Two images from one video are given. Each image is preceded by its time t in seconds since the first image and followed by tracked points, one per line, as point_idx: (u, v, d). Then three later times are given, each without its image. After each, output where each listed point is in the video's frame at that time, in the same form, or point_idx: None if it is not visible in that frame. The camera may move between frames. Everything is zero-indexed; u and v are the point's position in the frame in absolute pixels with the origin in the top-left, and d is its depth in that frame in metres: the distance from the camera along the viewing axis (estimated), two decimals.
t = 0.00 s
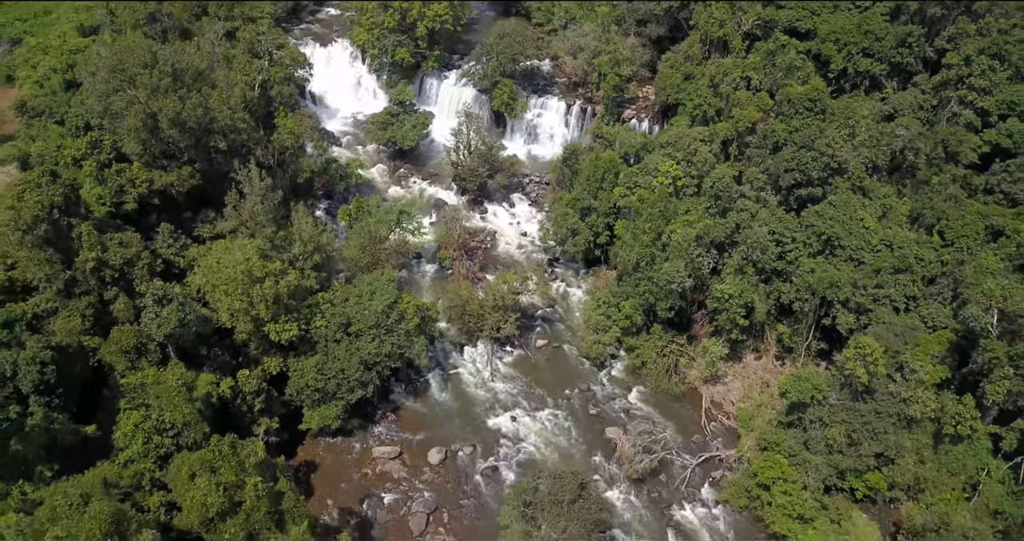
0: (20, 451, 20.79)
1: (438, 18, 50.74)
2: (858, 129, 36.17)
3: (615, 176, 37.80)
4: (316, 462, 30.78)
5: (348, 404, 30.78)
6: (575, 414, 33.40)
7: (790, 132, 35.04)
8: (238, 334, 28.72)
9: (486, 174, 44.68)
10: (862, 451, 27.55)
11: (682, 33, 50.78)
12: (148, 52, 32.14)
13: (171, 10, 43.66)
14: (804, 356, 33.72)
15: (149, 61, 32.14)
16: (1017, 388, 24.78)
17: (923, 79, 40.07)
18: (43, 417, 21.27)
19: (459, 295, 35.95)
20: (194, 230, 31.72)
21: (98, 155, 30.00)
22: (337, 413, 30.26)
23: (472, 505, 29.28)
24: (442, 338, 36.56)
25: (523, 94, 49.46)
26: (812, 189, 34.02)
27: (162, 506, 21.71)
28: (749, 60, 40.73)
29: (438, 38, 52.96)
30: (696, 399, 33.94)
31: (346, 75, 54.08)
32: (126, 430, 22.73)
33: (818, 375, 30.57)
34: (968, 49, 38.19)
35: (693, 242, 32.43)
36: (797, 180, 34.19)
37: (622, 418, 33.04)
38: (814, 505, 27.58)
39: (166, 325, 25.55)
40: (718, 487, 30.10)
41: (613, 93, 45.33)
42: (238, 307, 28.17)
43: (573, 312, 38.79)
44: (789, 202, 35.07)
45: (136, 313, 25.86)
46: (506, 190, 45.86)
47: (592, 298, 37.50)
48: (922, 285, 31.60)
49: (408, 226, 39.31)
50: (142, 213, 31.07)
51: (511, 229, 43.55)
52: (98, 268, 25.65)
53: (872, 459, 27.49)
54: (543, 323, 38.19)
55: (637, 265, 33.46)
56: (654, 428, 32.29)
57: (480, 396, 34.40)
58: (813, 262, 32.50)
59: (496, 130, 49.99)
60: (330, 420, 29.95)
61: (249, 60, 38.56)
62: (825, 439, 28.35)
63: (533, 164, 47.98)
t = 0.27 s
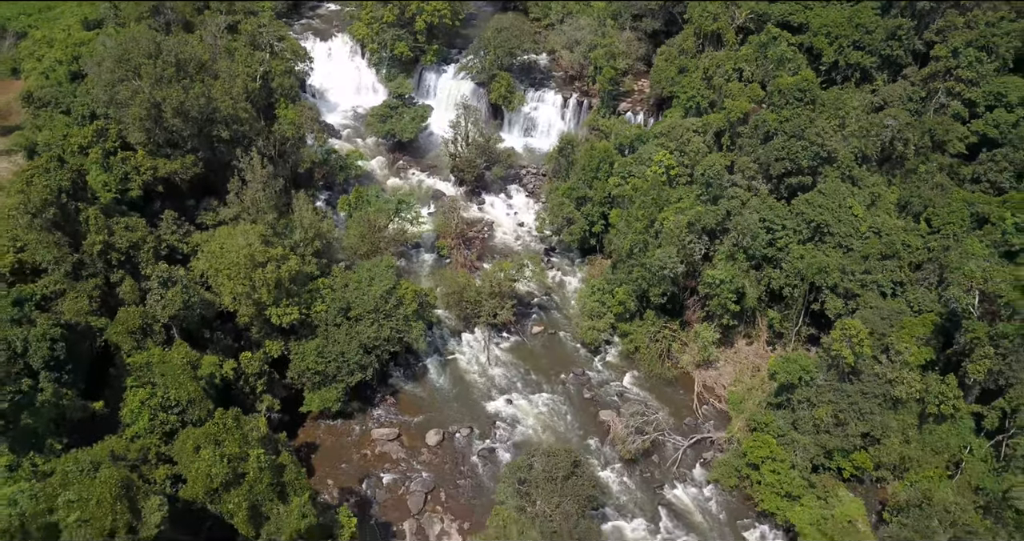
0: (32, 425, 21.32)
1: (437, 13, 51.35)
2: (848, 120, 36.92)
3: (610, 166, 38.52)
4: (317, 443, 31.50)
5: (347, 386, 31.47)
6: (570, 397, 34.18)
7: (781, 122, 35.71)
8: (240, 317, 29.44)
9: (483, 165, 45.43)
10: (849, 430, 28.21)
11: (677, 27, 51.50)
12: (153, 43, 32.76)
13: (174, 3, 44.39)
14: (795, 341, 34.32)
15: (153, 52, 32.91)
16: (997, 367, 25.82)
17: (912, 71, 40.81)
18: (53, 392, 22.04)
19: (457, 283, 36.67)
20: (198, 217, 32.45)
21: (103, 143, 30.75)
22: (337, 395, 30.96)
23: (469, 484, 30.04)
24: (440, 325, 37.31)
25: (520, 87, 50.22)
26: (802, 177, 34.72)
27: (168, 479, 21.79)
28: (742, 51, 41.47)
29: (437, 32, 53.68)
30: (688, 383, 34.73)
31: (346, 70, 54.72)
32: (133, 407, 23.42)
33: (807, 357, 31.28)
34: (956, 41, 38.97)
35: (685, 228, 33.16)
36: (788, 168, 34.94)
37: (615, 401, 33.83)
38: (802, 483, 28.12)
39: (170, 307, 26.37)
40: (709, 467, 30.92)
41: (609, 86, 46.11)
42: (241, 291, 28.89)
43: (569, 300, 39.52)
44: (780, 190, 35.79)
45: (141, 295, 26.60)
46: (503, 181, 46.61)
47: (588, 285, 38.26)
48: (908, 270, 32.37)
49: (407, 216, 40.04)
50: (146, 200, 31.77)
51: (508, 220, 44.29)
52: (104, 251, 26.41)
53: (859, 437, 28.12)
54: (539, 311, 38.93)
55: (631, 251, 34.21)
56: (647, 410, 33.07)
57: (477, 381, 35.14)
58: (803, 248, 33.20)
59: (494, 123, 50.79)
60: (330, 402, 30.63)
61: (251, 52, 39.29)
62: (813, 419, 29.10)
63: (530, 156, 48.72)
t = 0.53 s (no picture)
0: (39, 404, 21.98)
1: (436, 8, 52.10)
2: (840, 112, 37.53)
3: (605, 157, 39.16)
4: (316, 428, 32.07)
5: (347, 372, 32.05)
6: (565, 384, 34.83)
7: (773, 113, 36.29)
8: (242, 303, 30.03)
9: (481, 158, 46.06)
10: (837, 414, 28.92)
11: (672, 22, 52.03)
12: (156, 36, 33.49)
13: None
14: (786, 329, 34.58)
15: (157, 44, 33.61)
16: (981, 349, 26.68)
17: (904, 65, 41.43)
18: (61, 371, 22.72)
19: (454, 272, 37.27)
20: (200, 206, 33.05)
21: (107, 134, 31.37)
22: (336, 381, 31.52)
23: (466, 467, 30.70)
24: (438, 314, 37.96)
25: (518, 82, 50.84)
26: (794, 167, 35.33)
27: (174, 456, 22.20)
28: (735, 45, 42.09)
29: (436, 27, 54.31)
30: (680, 370, 35.41)
31: (346, 65, 55.35)
32: (138, 388, 24.06)
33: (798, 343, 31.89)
34: (946, 34, 39.63)
35: (678, 217, 33.75)
36: (779, 159, 35.57)
37: (610, 387, 34.50)
38: (791, 466, 28.76)
39: (174, 291, 27.01)
40: (701, 451, 31.61)
41: (605, 80, 46.57)
42: (242, 277, 29.51)
43: (565, 290, 40.12)
44: (772, 180, 36.38)
45: (145, 280, 27.23)
46: (501, 174, 47.23)
47: (583, 275, 38.90)
48: (897, 259, 33.02)
49: (405, 207, 40.62)
50: (149, 189, 32.33)
51: (505, 212, 44.87)
52: (109, 237, 27.09)
53: (847, 422, 28.87)
54: (535, 300, 39.54)
55: (625, 240, 34.97)
56: (641, 396, 33.73)
57: (474, 368, 35.76)
58: (793, 237, 33.78)
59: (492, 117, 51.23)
60: (330, 387, 31.20)
61: (252, 46, 39.94)
62: (802, 403, 29.76)
63: (528, 150, 49.43)
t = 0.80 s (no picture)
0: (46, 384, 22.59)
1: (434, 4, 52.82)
2: (831, 104, 38.19)
3: (600, 149, 39.84)
4: (316, 413, 32.66)
5: (346, 358, 32.62)
6: (561, 371, 35.47)
7: (765, 105, 36.88)
8: (243, 290, 30.64)
9: (478, 151, 46.68)
10: (826, 398, 29.58)
11: (668, 17, 52.72)
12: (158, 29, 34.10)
13: None
14: (778, 317, 35.13)
15: (159, 37, 34.21)
16: (965, 333, 27.31)
17: (895, 58, 42.07)
18: (66, 353, 23.24)
19: (452, 262, 37.91)
20: (201, 196, 33.63)
21: (111, 124, 31.99)
22: (336, 367, 32.13)
23: (463, 451, 31.33)
24: (436, 304, 38.58)
25: (515, 76, 51.40)
26: (785, 158, 35.97)
27: (177, 434, 22.71)
28: (729, 39, 42.73)
29: (434, 23, 54.95)
30: (673, 357, 36.08)
31: (345, 60, 55.96)
32: (142, 369, 24.68)
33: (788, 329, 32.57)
34: (935, 28, 40.27)
35: (671, 207, 34.45)
36: (771, 150, 36.16)
37: (604, 374, 35.14)
38: (781, 449, 29.40)
39: (176, 277, 27.62)
40: (694, 435, 32.30)
41: (601, 74, 47.25)
42: (244, 264, 30.15)
43: (560, 280, 40.73)
44: (764, 171, 36.98)
45: (148, 267, 27.85)
46: (498, 167, 47.87)
47: (579, 265, 39.60)
48: (886, 248, 33.64)
49: (403, 198, 41.18)
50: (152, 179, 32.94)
51: (502, 204, 45.49)
52: (114, 224, 27.72)
53: (835, 406, 29.50)
54: (532, 290, 40.16)
55: (619, 230, 35.77)
56: (634, 382, 34.39)
57: (471, 355, 36.39)
58: (784, 227, 34.37)
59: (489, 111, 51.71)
60: (329, 373, 31.83)
61: (252, 39, 40.55)
62: (792, 387, 30.42)
63: (525, 143, 49.94)
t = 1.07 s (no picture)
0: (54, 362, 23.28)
1: None
2: (821, 96, 38.93)
3: (595, 140, 40.74)
4: (316, 397, 33.33)
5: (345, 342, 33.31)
6: (556, 357, 36.21)
7: (756, 96, 37.37)
8: (244, 276, 31.31)
9: (476, 143, 47.38)
10: (813, 381, 30.33)
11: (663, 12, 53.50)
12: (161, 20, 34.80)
13: None
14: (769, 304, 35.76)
15: (162, 28, 34.91)
16: (947, 316, 27.84)
17: (885, 51, 42.79)
18: (73, 333, 23.95)
19: (449, 250, 38.57)
20: (203, 184, 34.33)
21: (115, 113, 32.67)
22: (335, 352, 32.81)
23: (460, 433, 32.06)
24: (433, 292, 39.28)
25: (512, 70, 52.11)
26: (775, 148, 36.58)
27: (181, 411, 23.42)
28: (721, 32, 43.45)
29: (432, 18, 55.68)
30: (666, 343, 36.85)
31: (344, 54, 56.63)
32: (146, 349, 25.37)
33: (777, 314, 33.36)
34: (923, 21, 41.00)
35: (663, 195, 35.33)
36: (762, 140, 36.68)
37: (598, 359, 35.89)
38: (769, 431, 30.15)
39: (179, 261, 28.37)
40: (685, 418, 33.11)
41: (597, 68, 47.84)
42: (245, 250, 30.86)
43: (556, 269, 41.45)
44: (755, 161, 37.44)
45: (152, 251, 28.53)
46: (495, 159, 48.55)
47: (574, 253, 40.39)
48: (874, 235, 34.30)
49: (401, 188, 41.70)
50: (155, 167, 33.62)
51: (499, 195, 46.13)
52: (119, 210, 28.40)
53: (823, 389, 30.23)
54: (528, 278, 40.86)
55: (613, 218, 36.77)
56: (627, 366, 35.14)
57: (468, 342, 37.13)
58: (775, 215, 35.00)
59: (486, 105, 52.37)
60: (329, 357, 32.54)
61: (253, 32, 41.25)
62: (780, 370, 31.14)
63: (522, 136, 50.57)
